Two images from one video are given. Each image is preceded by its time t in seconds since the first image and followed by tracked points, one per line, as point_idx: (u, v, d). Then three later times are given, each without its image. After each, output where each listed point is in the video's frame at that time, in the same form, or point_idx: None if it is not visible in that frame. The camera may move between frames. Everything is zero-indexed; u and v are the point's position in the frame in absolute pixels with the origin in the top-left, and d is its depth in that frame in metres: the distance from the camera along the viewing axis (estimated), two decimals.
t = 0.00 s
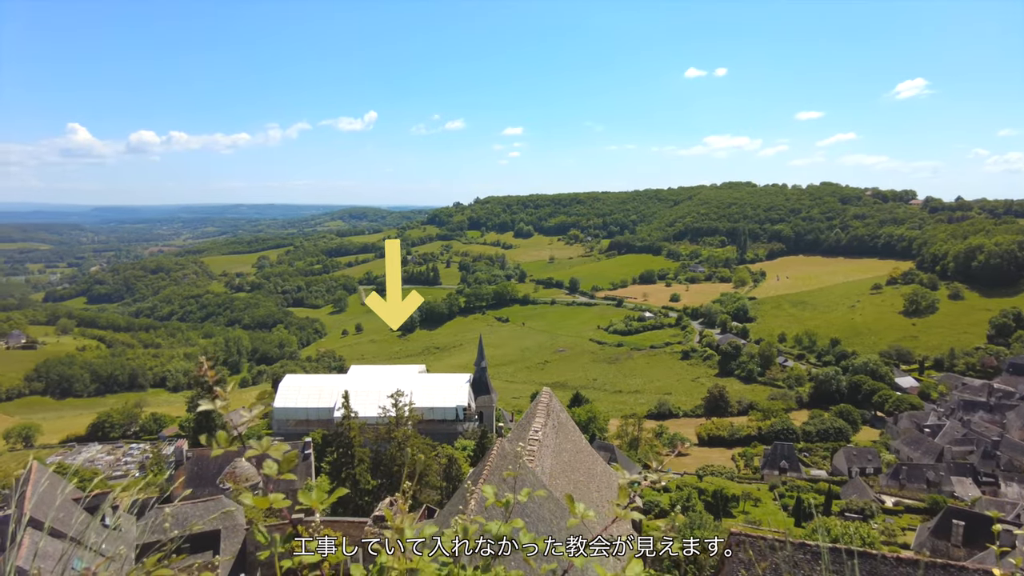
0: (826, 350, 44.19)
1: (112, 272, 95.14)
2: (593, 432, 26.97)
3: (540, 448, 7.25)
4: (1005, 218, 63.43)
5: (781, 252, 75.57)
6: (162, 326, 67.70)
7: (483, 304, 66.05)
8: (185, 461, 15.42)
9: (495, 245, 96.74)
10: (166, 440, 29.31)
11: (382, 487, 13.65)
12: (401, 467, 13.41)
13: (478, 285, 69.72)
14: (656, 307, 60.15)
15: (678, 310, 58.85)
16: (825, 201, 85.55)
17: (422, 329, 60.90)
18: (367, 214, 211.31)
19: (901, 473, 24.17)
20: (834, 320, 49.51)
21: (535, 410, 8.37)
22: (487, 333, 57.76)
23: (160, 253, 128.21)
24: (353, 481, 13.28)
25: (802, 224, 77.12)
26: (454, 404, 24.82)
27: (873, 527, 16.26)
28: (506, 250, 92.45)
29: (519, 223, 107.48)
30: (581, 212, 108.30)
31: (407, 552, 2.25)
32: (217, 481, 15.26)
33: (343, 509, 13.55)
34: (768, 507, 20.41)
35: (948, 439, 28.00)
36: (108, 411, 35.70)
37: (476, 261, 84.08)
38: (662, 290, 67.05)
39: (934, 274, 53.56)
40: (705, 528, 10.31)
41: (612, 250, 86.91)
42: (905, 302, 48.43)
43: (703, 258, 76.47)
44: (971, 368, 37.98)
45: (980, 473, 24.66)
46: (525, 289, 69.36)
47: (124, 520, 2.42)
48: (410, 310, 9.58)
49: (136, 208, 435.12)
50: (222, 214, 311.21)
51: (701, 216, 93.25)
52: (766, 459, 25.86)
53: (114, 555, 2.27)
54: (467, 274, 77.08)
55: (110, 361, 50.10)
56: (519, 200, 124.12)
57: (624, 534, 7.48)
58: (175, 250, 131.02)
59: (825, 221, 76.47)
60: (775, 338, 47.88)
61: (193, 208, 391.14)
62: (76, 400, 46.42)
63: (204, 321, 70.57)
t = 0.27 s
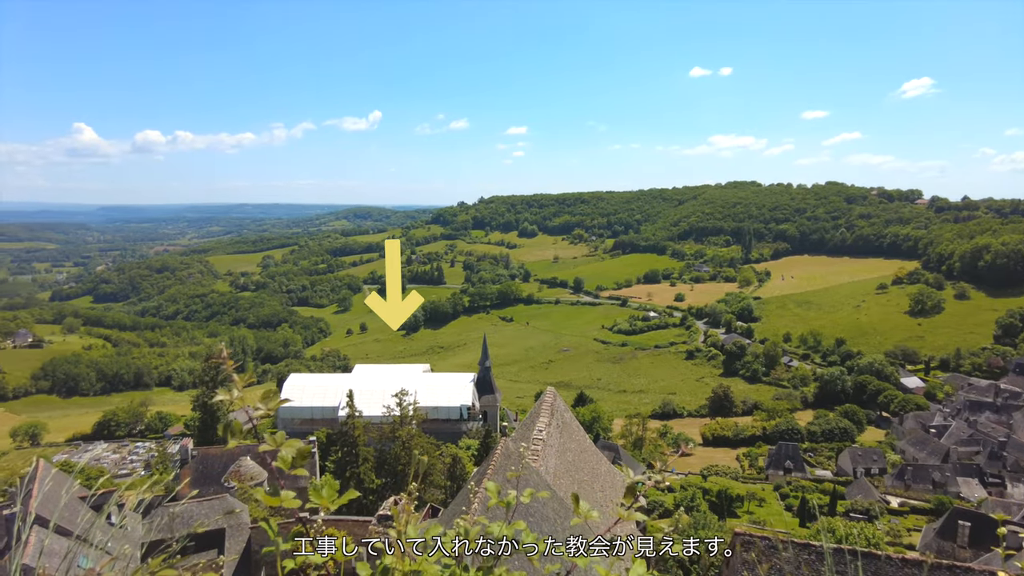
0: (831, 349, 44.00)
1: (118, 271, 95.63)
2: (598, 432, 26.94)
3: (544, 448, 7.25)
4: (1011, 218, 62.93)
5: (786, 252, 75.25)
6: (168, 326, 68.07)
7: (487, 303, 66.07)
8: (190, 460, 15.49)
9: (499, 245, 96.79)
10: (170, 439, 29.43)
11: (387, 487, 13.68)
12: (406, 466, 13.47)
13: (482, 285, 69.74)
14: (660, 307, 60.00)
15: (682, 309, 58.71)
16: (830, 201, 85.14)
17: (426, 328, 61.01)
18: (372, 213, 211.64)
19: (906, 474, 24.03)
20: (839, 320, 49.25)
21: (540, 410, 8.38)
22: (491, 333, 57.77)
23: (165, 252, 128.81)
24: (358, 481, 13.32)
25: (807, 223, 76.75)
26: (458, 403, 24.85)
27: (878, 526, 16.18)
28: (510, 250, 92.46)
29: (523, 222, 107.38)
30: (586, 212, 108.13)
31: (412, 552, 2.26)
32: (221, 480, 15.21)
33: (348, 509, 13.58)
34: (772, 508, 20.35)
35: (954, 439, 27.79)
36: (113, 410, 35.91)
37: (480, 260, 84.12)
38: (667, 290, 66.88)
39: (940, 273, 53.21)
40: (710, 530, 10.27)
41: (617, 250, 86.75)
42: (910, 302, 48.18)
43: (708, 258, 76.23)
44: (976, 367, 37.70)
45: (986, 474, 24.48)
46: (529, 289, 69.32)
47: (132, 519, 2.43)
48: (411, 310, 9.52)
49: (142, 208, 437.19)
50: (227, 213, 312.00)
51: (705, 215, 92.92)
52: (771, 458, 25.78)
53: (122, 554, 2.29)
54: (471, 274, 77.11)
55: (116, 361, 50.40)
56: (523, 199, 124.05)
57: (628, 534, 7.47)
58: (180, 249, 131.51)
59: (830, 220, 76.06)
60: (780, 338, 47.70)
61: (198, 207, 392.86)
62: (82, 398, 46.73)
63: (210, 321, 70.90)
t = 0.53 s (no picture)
0: (835, 341, 43.90)
1: (123, 262, 96.11)
2: (601, 423, 27.05)
3: (548, 439, 7.27)
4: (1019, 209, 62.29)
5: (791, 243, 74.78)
6: (173, 317, 68.45)
7: (491, 294, 66.12)
8: (196, 449, 15.68)
9: (503, 236, 96.62)
10: (177, 430, 29.71)
11: (391, 476, 13.81)
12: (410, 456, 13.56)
13: (486, 276, 69.75)
14: (665, 298, 59.88)
15: (686, 300, 58.60)
16: (836, 192, 84.46)
17: (430, 319, 61.15)
18: (375, 204, 211.35)
19: (910, 465, 24.01)
20: (844, 311, 49.06)
21: (542, 401, 8.39)
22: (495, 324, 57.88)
23: (170, 243, 129.24)
24: (362, 470, 13.45)
25: (812, 214, 76.27)
26: (462, 394, 24.98)
27: (880, 517, 16.22)
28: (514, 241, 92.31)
29: (527, 214, 107.12)
30: (590, 203, 107.72)
31: (417, 545, 2.27)
32: (226, 470, 15.41)
33: (352, 498, 13.70)
34: (775, 498, 20.42)
35: (958, 431, 27.77)
36: (120, 400, 36.25)
37: (484, 252, 84.04)
38: (671, 281, 66.71)
39: (946, 265, 52.84)
40: (712, 520, 10.33)
41: (621, 241, 86.49)
42: (915, 293, 47.89)
43: (712, 249, 75.91)
44: (981, 359, 37.54)
45: (990, 465, 24.47)
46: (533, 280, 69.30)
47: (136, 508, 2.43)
48: (411, 309, 9.54)
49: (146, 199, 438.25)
50: (231, 204, 312.19)
51: (710, 206, 92.39)
52: (774, 449, 25.82)
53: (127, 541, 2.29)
54: (475, 265, 77.11)
55: (122, 351, 50.77)
56: (527, 190, 123.62)
57: (631, 524, 7.51)
58: (184, 240, 131.92)
59: (835, 212, 75.51)
60: (784, 330, 47.59)
61: (202, 199, 393.47)
62: (89, 388, 47.18)
63: (215, 312, 71.28)
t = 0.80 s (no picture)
0: (839, 328, 43.81)
1: (127, 248, 96.47)
2: (604, 410, 27.19)
3: (550, 425, 7.32)
4: None
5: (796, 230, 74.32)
6: (177, 303, 68.83)
7: (494, 281, 66.13)
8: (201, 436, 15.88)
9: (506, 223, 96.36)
10: (183, 416, 30.02)
11: (395, 462, 13.96)
12: (415, 441, 13.70)
13: (489, 263, 69.70)
14: (668, 286, 59.75)
15: (690, 288, 58.47)
16: (841, 179, 83.68)
17: (434, 306, 61.29)
18: (379, 191, 210.86)
19: (913, 453, 24.01)
20: (848, 298, 48.88)
21: (546, 388, 8.43)
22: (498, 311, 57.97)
23: (173, 230, 129.52)
24: (367, 456, 13.58)
25: (817, 201, 75.69)
26: (465, 380, 25.11)
27: (881, 504, 16.29)
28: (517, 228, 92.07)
29: (531, 200, 106.70)
30: (594, 190, 107.14)
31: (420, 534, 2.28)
32: (232, 455, 15.66)
33: (356, 483, 13.85)
34: (777, 485, 20.54)
35: (961, 419, 27.79)
36: (126, 386, 36.64)
37: (487, 238, 83.91)
38: (675, 268, 66.52)
39: (952, 252, 52.45)
40: (715, 506, 10.38)
41: (625, 228, 86.15)
42: (920, 281, 47.62)
43: (717, 236, 75.51)
44: (986, 347, 37.38)
45: (992, 453, 24.52)
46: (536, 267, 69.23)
47: (142, 494, 2.47)
48: (411, 309, 9.42)
49: (150, 186, 438.24)
50: (235, 191, 312.24)
51: (715, 193, 91.73)
52: (777, 437, 25.90)
53: (133, 525, 2.34)
54: (478, 252, 77.07)
55: (127, 338, 51.18)
56: (531, 177, 122.98)
57: (635, 510, 7.58)
58: (188, 227, 132.19)
59: (841, 198, 74.85)
60: (787, 317, 47.50)
61: (206, 184, 392.96)
62: (95, 374, 47.64)
63: (219, 299, 71.64)
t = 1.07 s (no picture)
0: (844, 325, 43.63)
1: (132, 244, 96.97)
2: (608, 406, 27.20)
3: (554, 421, 7.32)
4: None
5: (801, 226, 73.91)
6: (182, 298, 69.19)
7: (498, 277, 66.13)
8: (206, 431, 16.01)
9: (510, 219, 96.21)
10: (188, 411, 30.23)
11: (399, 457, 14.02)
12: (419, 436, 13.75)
13: (493, 259, 69.66)
14: (673, 282, 59.57)
15: (694, 284, 58.29)
16: (847, 174, 83.06)
17: (438, 301, 61.35)
18: (383, 187, 210.88)
19: (918, 450, 23.89)
20: (853, 295, 48.63)
21: (550, 384, 8.44)
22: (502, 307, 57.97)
23: (178, 225, 130.10)
24: (370, 451, 13.65)
25: (823, 197, 75.20)
26: (470, 375, 25.20)
27: (885, 501, 16.24)
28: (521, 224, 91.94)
29: (535, 196, 106.46)
30: (598, 185, 106.77)
31: (420, 529, 2.27)
32: (236, 450, 15.77)
33: (360, 478, 13.92)
34: (782, 482, 20.52)
35: (967, 416, 27.64)
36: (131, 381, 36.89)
37: (491, 234, 83.85)
38: (679, 264, 66.32)
39: (958, 249, 52.04)
40: (717, 503, 10.36)
41: (629, 224, 85.89)
42: (926, 277, 47.30)
43: (722, 232, 75.18)
44: (992, 344, 37.12)
45: (998, 450, 24.38)
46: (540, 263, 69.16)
47: (146, 489, 2.49)
48: (411, 309, 9.43)
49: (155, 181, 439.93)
50: (240, 186, 312.91)
51: (720, 189, 91.26)
52: (781, 433, 25.85)
53: (136, 521, 2.36)
54: (482, 248, 77.04)
55: (132, 333, 51.50)
56: (535, 172, 122.59)
57: (638, 506, 7.59)
58: (194, 223, 132.63)
59: (846, 194, 74.32)
60: (792, 313, 47.31)
61: (211, 180, 394.15)
62: (101, 369, 47.97)
63: (224, 294, 71.94)
